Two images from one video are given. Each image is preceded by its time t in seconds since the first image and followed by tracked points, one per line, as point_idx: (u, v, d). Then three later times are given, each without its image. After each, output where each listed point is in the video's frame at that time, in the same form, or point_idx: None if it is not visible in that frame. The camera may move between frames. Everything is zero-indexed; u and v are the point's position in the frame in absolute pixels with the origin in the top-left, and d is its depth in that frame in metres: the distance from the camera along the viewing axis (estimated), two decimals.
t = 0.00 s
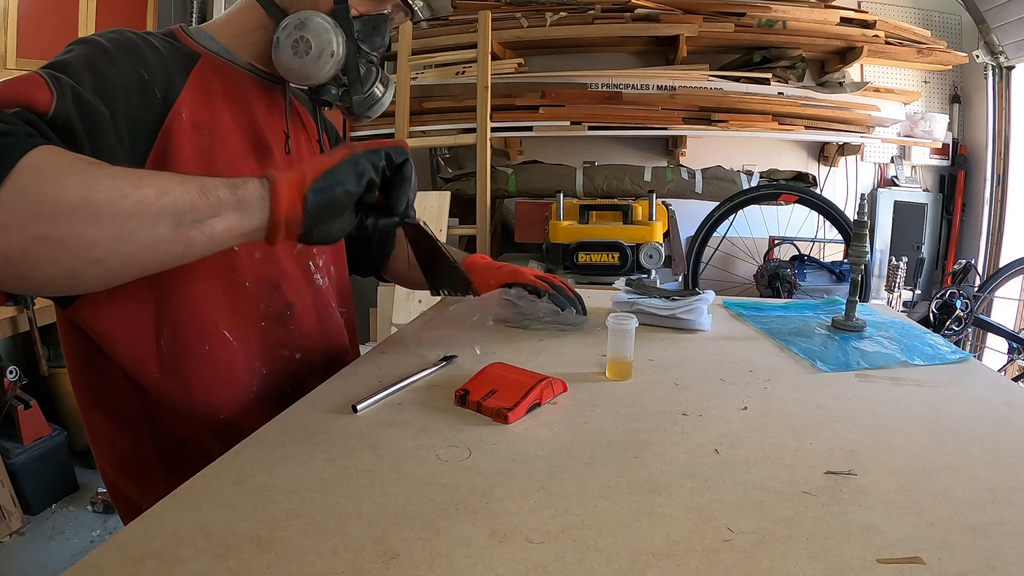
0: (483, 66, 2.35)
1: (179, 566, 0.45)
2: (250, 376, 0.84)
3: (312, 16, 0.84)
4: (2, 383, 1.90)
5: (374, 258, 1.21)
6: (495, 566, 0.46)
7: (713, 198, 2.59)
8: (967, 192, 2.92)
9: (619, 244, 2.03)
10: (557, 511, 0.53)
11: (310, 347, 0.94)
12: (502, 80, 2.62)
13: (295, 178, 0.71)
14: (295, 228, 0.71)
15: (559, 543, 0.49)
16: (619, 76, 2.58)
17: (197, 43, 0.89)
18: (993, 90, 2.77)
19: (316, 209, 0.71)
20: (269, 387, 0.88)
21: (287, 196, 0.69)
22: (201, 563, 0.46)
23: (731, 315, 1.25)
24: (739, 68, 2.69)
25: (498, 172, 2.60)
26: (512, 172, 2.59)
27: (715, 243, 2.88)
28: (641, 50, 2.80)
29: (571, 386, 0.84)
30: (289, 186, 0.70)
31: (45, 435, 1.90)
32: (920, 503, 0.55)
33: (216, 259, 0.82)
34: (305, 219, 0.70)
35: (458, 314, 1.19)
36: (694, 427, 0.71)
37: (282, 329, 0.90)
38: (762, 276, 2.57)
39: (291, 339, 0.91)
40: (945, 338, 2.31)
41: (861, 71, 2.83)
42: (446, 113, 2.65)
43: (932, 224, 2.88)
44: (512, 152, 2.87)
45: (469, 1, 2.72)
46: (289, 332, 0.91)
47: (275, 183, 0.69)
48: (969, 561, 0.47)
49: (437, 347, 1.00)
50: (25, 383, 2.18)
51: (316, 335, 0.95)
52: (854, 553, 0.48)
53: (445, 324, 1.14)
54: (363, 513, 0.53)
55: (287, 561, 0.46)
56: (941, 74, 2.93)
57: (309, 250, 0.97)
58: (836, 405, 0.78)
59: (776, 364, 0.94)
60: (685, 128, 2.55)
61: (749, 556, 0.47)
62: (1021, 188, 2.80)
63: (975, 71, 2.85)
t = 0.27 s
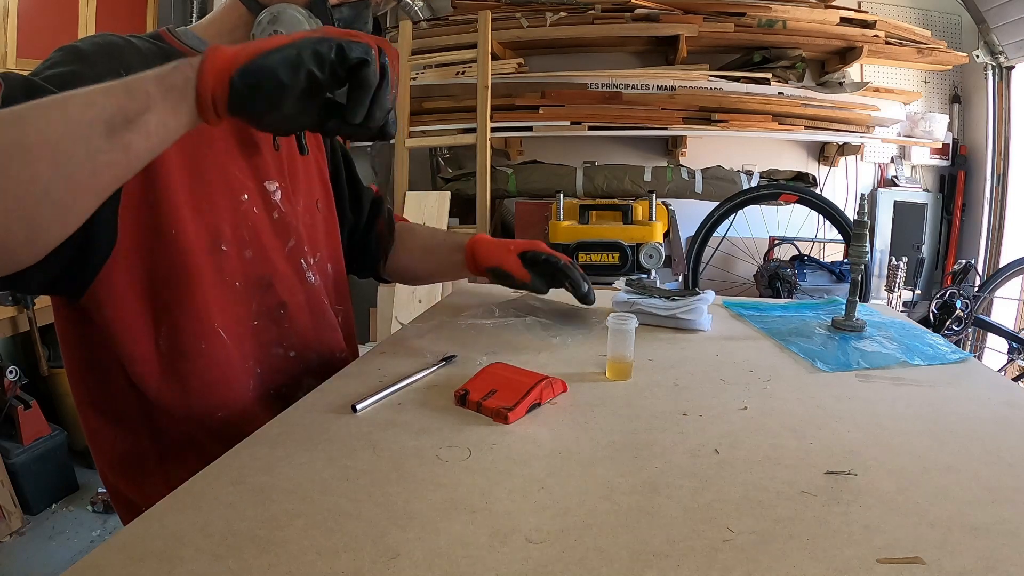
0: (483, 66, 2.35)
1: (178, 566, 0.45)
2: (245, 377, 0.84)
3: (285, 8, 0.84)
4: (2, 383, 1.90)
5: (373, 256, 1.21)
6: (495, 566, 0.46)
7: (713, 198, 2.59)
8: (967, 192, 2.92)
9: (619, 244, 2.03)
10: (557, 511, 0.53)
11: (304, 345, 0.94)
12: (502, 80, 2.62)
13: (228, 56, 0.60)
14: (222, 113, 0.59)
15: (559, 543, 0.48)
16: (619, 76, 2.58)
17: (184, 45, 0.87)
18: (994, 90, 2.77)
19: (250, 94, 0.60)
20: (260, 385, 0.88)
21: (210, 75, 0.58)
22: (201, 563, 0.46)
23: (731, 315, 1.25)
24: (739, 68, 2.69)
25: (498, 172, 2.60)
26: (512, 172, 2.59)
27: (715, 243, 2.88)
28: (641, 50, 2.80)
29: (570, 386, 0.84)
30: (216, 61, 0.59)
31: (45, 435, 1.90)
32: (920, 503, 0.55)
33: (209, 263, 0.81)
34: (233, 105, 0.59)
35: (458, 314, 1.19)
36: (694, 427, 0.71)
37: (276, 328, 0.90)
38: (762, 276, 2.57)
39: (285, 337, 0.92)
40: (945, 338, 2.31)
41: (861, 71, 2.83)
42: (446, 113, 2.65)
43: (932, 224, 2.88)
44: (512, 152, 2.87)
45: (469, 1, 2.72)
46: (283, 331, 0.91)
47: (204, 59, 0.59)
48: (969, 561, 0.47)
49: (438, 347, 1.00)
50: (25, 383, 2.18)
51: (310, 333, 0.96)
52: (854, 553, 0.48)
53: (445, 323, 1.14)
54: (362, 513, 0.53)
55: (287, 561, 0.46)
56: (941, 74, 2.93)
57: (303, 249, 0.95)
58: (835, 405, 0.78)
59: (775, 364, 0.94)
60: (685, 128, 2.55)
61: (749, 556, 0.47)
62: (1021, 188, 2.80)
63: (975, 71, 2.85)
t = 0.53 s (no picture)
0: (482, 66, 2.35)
1: (179, 566, 0.45)
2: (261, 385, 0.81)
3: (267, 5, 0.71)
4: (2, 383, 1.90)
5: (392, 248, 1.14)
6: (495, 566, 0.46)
7: (713, 198, 2.59)
8: (967, 192, 2.92)
9: (619, 244, 2.03)
10: (556, 511, 0.53)
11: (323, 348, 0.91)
12: (502, 80, 2.62)
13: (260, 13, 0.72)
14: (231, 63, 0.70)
15: (559, 543, 0.49)
16: (619, 76, 2.58)
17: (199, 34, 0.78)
18: (994, 90, 2.77)
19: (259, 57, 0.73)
20: (274, 392, 0.84)
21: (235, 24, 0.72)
22: (201, 563, 0.46)
23: (731, 315, 1.25)
24: (739, 68, 2.69)
25: (498, 172, 2.60)
26: (512, 172, 2.59)
27: (715, 243, 2.88)
28: (641, 50, 2.80)
29: (571, 386, 0.84)
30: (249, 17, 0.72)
31: (45, 435, 1.90)
32: (921, 503, 0.55)
33: (232, 272, 0.76)
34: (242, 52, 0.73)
35: (458, 314, 1.19)
36: (694, 427, 0.71)
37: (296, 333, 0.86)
38: (762, 276, 2.57)
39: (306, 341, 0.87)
40: (945, 338, 2.31)
41: (861, 71, 2.83)
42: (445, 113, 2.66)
43: (932, 224, 2.88)
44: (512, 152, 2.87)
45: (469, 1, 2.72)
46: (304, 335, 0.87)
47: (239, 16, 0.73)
48: (969, 561, 0.47)
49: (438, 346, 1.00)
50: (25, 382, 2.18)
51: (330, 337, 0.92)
52: (854, 553, 0.48)
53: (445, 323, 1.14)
54: (362, 513, 0.53)
55: (287, 561, 0.46)
56: (941, 74, 2.93)
57: (327, 257, 0.90)
58: (835, 405, 0.78)
59: (775, 364, 0.94)
60: (685, 128, 2.55)
61: (748, 556, 0.47)
62: (1021, 188, 2.80)
63: (975, 71, 2.85)
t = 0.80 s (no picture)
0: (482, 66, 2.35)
1: (178, 566, 0.45)
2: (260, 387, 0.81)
3: (267, 8, 0.71)
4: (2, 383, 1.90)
5: (393, 248, 1.14)
6: (495, 566, 0.46)
7: (713, 198, 2.59)
8: (967, 192, 2.92)
9: (619, 244, 2.03)
10: (556, 511, 0.53)
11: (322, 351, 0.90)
12: (502, 80, 2.62)
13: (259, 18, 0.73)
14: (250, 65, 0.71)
15: (559, 543, 0.48)
16: (619, 76, 2.58)
17: (200, 34, 0.78)
18: (993, 90, 2.77)
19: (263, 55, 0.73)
20: (273, 394, 0.83)
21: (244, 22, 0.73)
22: (201, 563, 0.46)
23: (731, 315, 1.25)
24: (739, 68, 2.69)
25: (498, 172, 2.60)
26: (512, 172, 2.59)
27: (715, 243, 2.88)
28: (641, 50, 2.80)
29: (571, 386, 0.84)
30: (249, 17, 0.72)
31: (45, 435, 1.90)
32: (921, 502, 0.55)
33: (231, 273, 0.77)
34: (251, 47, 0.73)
35: (458, 314, 1.19)
36: (694, 427, 0.71)
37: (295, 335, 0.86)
38: (762, 276, 2.57)
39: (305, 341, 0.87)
40: (945, 338, 2.31)
41: (862, 71, 2.83)
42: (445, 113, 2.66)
43: (932, 224, 2.88)
44: (512, 152, 2.87)
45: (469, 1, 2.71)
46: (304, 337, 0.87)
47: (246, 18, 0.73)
48: (969, 561, 0.47)
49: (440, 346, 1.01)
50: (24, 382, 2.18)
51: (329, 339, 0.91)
52: (854, 553, 0.48)
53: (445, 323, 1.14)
54: (362, 513, 0.53)
55: (287, 561, 0.46)
56: (941, 74, 2.93)
57: (326, 258, 0.90)
58: (835, 405, 0.78)
59: (775, 364, 0.94)
60: (685, 129, 2.55)
61: (748, 556, 0.47)
62: (1021, 188, 2.80)
63: (975, 71, 2.85)
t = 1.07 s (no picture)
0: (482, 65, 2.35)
1: (178, 566, 0.45)
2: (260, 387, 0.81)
3: (265, 12, 0.71)
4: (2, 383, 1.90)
5: (393, 250, 1.14)
6: (495, 567, 0.46)
7: (713, 198, 2.59)
8: (967, 192, 2.92)
9: (619, 244, 2.03)
10: (556, 511, 0.53)
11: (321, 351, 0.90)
12: (502, 80, 2.62)
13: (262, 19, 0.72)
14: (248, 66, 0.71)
15: (559, 543, 0.48)
16: (619, 76, 2.58)
17: (202, 33, 0.78)
18: (993, 90, 2.77)
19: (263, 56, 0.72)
20: (273, 394, 0.83)
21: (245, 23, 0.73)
22: (201, 563, 0.46)
23: (731, 315, 1.25)
24: (739, 68, 2.69)
25: (498, 172, 2.60)
26: (512, 172, 2.59)
27: (715, 243, 2.88)
28: (641, 50, 2.80)
29: (571, 386, 0.84)
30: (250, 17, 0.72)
31: (45, 435, 1.90)
32: (921, 502, 0.55)
33: (231, 274, 0.77)
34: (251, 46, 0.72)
35: (458, 314, 1.19)
36: (695, 427, 0.71)
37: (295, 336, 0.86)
38: (762, 276, 2.57)
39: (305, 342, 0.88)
40: (945, 338, 2.31)
41: (862, 71, 2.83)
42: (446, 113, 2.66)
43: (932, 224, 2.88)
44: (512, 152, 2.87)
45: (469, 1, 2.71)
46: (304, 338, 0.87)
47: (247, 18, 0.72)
48: (969, 561, 0.47)
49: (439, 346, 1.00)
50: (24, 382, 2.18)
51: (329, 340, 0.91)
52: (854, 553, 0.48)
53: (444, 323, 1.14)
54: (362, 513, 0.52)
55: (287, 560, 0.46)
56: (941, 74, 2.93)
57: (327, 259, 0.90)
58: (835, 405, 0.78)
59: (775, 364, 0.94)
60: (685, 128, 2.55)
61: (748, 556, 0.47)
62: (1021, 188, 2.80)
63: (975, 71, 2.85)
